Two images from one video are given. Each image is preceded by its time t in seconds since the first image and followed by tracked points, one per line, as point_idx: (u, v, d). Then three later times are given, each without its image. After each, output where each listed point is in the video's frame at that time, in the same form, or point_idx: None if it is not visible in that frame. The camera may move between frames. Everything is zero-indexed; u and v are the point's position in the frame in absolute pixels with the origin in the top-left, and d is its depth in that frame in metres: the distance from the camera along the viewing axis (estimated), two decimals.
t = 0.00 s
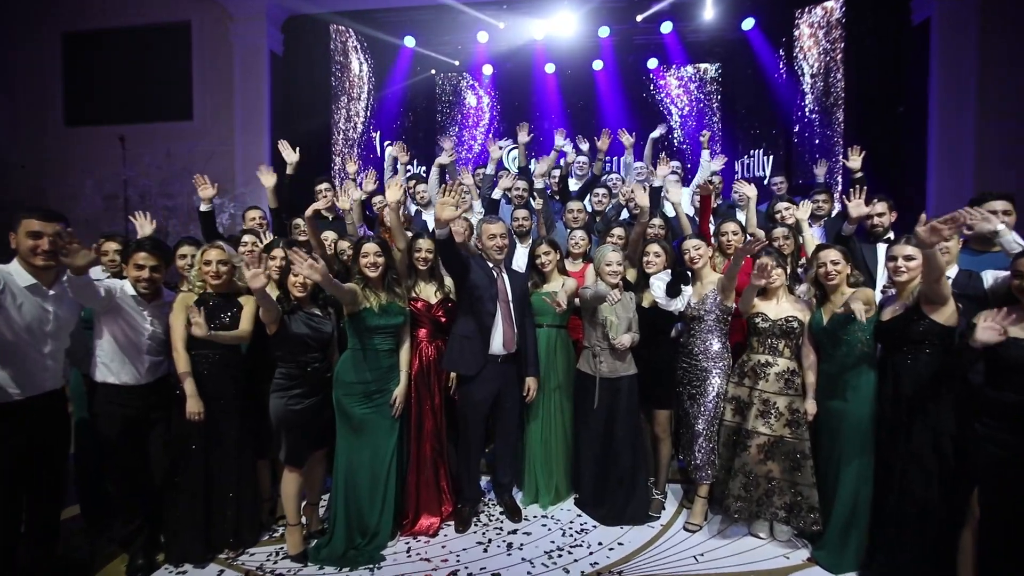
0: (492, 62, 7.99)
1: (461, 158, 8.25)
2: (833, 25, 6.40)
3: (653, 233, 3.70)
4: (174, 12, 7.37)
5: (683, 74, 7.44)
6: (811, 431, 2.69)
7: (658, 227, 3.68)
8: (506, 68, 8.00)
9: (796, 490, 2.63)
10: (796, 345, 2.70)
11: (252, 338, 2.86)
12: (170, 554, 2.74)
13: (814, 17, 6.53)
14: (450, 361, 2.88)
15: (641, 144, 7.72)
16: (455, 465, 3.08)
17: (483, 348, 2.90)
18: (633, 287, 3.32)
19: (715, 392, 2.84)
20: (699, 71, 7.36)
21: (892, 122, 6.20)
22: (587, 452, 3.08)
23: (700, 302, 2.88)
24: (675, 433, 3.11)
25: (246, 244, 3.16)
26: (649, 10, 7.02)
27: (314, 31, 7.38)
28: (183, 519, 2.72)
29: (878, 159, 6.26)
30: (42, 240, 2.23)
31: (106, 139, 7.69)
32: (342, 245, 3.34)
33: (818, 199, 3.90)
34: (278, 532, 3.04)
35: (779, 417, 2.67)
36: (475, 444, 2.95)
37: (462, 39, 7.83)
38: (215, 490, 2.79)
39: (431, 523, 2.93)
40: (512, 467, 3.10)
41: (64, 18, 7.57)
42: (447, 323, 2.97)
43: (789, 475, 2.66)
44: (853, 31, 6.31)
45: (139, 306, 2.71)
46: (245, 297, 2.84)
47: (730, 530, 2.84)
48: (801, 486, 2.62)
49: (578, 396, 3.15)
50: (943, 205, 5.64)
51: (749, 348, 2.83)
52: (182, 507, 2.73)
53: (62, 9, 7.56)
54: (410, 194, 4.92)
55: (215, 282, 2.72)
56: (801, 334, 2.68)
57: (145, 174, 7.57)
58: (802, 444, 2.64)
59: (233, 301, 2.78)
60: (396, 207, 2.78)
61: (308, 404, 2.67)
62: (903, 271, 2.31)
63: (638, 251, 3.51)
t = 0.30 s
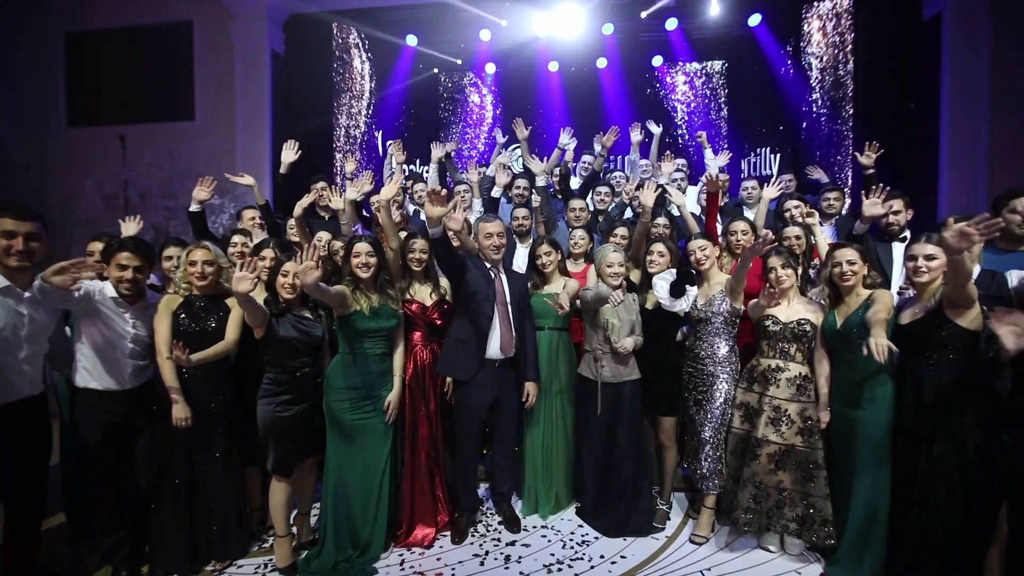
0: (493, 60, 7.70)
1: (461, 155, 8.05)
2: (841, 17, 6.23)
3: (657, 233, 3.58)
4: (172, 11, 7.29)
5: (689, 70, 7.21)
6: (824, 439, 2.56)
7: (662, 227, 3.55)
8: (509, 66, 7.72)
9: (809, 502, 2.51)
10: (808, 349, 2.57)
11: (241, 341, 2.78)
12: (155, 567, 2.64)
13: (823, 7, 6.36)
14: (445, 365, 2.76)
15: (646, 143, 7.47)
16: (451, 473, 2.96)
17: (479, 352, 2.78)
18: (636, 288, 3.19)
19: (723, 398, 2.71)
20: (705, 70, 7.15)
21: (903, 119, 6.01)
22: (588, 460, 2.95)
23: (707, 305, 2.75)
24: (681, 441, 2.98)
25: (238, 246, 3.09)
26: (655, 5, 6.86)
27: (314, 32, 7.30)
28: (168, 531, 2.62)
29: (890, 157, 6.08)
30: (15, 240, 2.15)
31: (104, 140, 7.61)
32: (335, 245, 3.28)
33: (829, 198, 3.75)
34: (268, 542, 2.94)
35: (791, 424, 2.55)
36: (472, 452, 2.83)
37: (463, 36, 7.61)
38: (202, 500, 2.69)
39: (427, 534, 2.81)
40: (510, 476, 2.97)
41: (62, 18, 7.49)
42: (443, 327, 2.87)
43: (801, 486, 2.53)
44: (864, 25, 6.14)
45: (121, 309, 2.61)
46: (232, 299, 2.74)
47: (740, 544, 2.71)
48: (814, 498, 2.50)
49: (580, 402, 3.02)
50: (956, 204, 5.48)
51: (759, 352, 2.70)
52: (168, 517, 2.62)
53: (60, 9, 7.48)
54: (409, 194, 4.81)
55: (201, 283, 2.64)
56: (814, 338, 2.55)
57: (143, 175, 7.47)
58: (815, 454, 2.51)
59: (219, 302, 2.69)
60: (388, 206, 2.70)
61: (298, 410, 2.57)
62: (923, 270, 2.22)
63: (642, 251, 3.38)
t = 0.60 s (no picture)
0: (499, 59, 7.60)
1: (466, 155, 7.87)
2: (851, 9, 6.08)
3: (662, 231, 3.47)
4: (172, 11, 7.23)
5: (696, 68, 7.08)
6: (838, 448, 2.43)
7: (667, 225, 3.44)
8: (514, 65, 7.60)
9: (823, 515, 2.40)
10: (821, 354, 2.46)
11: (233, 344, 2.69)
12: None
13: None
14: (442, 368, 2.66)
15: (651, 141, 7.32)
16: (448, 481, 2.86)
17: (476, 355, 2.68)
18: (640, 288, 3.08)
19: (731, 404, 2.60)
20: (714, 67, 6.98)
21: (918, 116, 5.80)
22: (590, 469, 2.84)
23: (715, 308, 2.63)
24: (688, 448, 2.86)
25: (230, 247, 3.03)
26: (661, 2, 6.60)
27: (319, 34, 7.23)
28: (154, 539, 2.55)
29: (904, 154, 5.90)
30: None
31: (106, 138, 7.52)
32: (330, 245, 3.22)
33: (841, 195, 3.63)
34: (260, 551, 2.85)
35: (803, 433, 2.43)
36: (468, 459, 2.72)
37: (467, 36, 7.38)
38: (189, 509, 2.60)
39: (423, 544, 2.71)
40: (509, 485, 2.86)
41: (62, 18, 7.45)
42: (441, 329, 2.79)
43: (814, 498, 2.42)
44: (875, 19, 5.97)
45: (106, 310, 2.54)
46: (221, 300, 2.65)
47: (749, 557, 2.58)
48: (829, 511, 2.38)
49: (581, 407, 2.91)
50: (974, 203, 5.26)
51: (769, 356, 2.59)
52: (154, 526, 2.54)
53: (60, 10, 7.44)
54: (409, 193, 4.71)
55: (188, 283, 2.55)
56: (827, 342, 2.44)
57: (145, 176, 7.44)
58: (828, 463, 2.40)
59: (208, 303, 2.61)
60: (383, 205, 2.61)
61: (291, 416, 2.48)
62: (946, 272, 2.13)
63: (646, 251, 3.27)
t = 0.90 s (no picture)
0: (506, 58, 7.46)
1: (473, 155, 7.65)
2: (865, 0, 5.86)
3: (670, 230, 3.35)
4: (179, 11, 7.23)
5: (707, 66, 6.92)
6: (855, 457, 2.31)
7: (675, 223, 3.33)
8: (521, 64, 7.49)
9: (840, 528, 2.28)
10: (838, 358, 2.33)
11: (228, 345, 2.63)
12: None
13: None
14: (440, 372, 2.57)
15: (661, 137, 7.16)
16: (447, 487, 2.76)
17: (475, 358, 2.59)
18: (646, 289, 2.97)
19: (742, 410, 2.48)
20: (724, 64, 6.84)
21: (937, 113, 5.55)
22: (594, 476, 2.73)
23: (725, 309, 2.51)
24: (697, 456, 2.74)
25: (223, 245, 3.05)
26: None
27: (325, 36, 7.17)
28: (145, 544, 2.48)
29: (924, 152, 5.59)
30: None
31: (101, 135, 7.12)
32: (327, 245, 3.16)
33: (857, 192, 3.49)
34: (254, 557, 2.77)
35: (819, 441, 2.31)
36: (466, 466, 2.62)
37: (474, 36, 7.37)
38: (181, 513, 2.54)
39: (421, 552, 2.62)
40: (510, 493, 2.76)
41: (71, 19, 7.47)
42: (439, 331, 2.70)
43: (830, 509, 2.30)
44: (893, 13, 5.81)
45: (95, 309, 2.48)
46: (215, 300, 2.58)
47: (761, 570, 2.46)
48: (846, 524, 2.26)
49: (585, 411, 2.81)
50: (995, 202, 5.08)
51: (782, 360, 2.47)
52: (144, 532, 2.48)
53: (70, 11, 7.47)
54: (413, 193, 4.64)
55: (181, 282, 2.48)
56: (844, 345, 2.31)
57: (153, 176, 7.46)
58: (845, 473, 2.28)
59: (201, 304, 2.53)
60: (380, 203, 2.52)
61: (283, 420, 2.40)
62: (972, 274, 2.05)
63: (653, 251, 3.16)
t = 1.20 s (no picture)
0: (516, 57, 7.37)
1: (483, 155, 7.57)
2: None
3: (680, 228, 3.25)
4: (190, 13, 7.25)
5: (721, 62, 6.78)
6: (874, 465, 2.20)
7: (688, 219, 3.19)
8: (532, 61, 7.38)
9: (859, 541, 2.17)
10: (857, 362, 2.23)
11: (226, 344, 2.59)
12: None
13: None
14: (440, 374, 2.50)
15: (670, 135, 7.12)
16: (448, 492, 2.69)
17: (477, 360, 2.51)
18: (654, 288, 2.87)
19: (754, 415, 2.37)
20: (738, 59, 6.70)
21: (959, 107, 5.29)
22: (599, 482, 2.65)
23: (738, 311, 2.41)
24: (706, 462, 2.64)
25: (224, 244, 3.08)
26: None
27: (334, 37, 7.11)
28: (141, 548, 2.43)
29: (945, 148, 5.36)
30: None
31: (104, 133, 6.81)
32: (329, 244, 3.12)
33: (875, 189, 3.36)
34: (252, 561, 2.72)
35: (836, 450, 2.21)
36: (467, 471, 2.55)
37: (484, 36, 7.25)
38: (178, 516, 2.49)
39: (420, 558, 2.55)
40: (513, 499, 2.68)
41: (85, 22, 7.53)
42: (440, 332, 2.64)
43: (847, 522, 2.19)
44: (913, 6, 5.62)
45: (92, 308, 2.45)
46: (213, 299, 2.54)
47: None
48: (865, 537, 2.16)
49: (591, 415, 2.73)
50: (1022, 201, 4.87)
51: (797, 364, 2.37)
52: (140, 535, 2.43)
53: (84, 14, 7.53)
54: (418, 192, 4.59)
55: (179, 282, 2.41)
56: (862, 349, 2.21)
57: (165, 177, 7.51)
58: (863, 484, 2.18)
59: (200, 303, 2.47)
60: (379, 200, 2.44)
61: (279, 422, 2.35)
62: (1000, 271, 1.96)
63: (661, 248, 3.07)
